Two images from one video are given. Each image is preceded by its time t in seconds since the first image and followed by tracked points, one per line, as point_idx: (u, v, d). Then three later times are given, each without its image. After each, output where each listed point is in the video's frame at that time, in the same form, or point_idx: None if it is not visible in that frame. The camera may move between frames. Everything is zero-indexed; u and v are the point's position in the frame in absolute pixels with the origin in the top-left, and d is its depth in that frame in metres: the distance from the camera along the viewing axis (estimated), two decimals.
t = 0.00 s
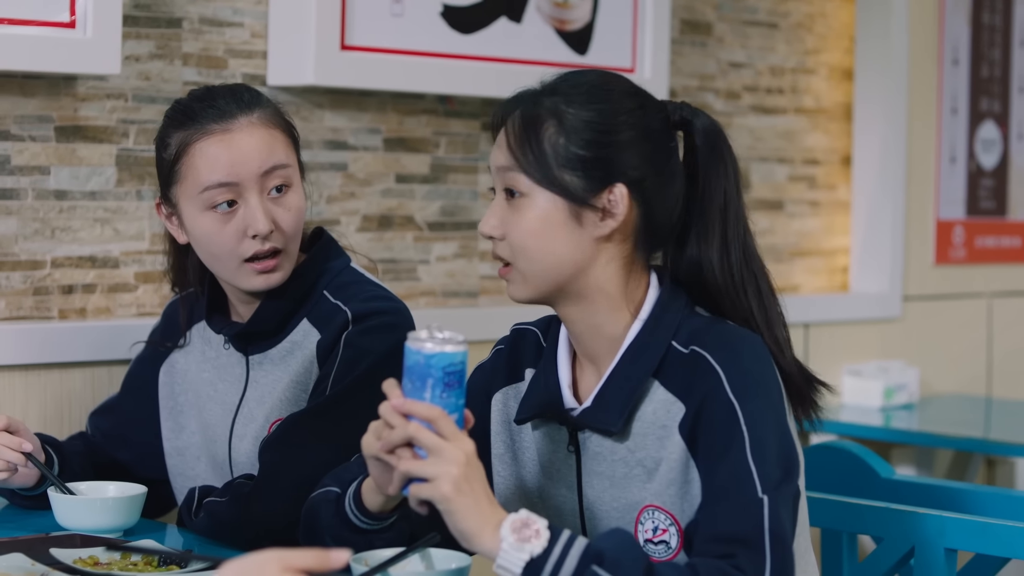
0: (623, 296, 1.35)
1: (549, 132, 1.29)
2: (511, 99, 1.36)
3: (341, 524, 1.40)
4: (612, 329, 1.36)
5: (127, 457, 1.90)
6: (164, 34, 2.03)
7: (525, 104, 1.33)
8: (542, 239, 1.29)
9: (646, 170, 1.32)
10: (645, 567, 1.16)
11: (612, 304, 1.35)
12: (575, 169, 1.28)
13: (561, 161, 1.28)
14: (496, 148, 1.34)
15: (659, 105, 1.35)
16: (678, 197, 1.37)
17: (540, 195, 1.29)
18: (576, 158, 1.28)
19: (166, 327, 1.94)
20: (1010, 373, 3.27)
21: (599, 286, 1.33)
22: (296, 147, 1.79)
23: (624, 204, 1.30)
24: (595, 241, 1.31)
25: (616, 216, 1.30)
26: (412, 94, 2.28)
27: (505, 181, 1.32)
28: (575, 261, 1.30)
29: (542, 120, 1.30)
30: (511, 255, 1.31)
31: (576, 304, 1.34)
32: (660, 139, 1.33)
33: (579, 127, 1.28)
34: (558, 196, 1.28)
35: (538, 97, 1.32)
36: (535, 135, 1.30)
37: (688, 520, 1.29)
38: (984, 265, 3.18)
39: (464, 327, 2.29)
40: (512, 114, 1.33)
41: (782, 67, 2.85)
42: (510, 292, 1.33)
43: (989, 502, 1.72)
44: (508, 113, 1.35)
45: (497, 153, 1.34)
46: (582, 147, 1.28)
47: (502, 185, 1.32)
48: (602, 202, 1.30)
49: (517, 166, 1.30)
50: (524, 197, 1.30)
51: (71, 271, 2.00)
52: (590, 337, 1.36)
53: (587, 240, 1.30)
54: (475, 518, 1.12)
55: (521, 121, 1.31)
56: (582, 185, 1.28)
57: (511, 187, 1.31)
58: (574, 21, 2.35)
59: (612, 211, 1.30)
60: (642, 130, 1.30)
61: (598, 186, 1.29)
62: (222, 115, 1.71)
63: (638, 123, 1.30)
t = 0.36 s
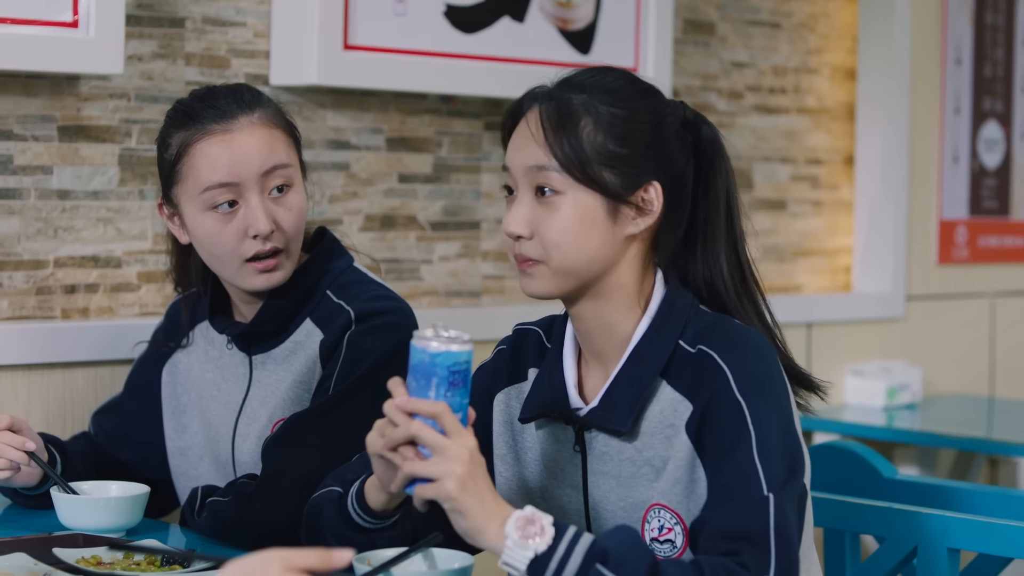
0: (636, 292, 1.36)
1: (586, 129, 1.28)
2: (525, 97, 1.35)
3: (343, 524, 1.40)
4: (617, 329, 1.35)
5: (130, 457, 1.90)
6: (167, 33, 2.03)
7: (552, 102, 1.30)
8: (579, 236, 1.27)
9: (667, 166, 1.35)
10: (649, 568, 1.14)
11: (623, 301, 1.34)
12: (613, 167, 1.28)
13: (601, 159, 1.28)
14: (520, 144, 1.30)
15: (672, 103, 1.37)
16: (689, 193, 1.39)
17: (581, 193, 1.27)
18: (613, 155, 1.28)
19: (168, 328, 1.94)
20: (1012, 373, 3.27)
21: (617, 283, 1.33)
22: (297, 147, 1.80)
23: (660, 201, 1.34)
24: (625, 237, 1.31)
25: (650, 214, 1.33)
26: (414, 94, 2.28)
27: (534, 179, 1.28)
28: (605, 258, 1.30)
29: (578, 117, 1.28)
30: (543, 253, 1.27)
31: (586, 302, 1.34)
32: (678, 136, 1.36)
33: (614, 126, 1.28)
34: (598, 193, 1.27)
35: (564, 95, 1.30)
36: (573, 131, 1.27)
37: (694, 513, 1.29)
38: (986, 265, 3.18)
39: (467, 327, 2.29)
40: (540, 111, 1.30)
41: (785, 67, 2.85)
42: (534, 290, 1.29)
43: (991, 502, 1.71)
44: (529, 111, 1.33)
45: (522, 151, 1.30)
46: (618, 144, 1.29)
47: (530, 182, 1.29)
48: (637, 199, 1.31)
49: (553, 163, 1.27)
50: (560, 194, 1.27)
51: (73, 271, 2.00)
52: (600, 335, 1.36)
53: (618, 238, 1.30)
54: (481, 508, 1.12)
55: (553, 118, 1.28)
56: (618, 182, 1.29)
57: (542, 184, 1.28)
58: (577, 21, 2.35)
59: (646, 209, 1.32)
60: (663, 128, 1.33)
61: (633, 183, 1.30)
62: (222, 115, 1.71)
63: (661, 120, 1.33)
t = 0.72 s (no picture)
0: (637, 289, 1.35)
1: (594, 124, 1.28)
2: (530, 92, 1.34)
3: (342, 521, 1.40)
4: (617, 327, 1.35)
5: (130, 456, 1.90)
6: (168, 33, 2.03)
7: (559, 97, 1.30)
8: (587, 230, 1.27)
9: (671, 164, 1.35)
10: (639, 557, 1.13)
11: (625, 296, 1.34)
12: (620, 163, 1.29)
13: (608, 155, 1.28)
14: (525, 139, 1.30)
15: (675, 101, 1.37)
16: (689, 192, 1.40)
17: (589, 188, 1.27)
18: (620, 151, 1.29)
19: (169, 328, 1.94)
20: (1013, 372, 3.27)
21: (620, 279, 1.33)
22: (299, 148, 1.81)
23: (665, 197, 1.34)
24: (630, 233, 1.31)
25: (655, 210, 1.33)
26: (415, 94, 2.28)
27: (540, 173, 1.28)
28: (611, 254, 1.30)
29: (586, 113, 1.28)
30: (550, 246, 1.27)
31: (590, 298, 1.34)
32: (681, 134, 1.36)
33: (622, 123, 1.29)
34: (606, 188, 1.28)
35: (572, 91, 1.30)
36: (581, 126, 1.27)
37: (688, 499, 1.29)
38: (987, 264, 3.17)
39: (467, 326, 2.29)
40: (547, 106, 1.30)
41: (785, 66, 2.85)
42: (539, 285, 1.28)
43: (992, 502, 1.71)
44: (535, 105, 1.32)
45: (527, 144, 1.29)
46: (625, 140, 1.29)
47: (536, 176, 1.28)
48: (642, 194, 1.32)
49: (561, 157, 1.27)
50: (567, 188, 1.27)
51: (74, 270, 2.00)
52: (601, 330, 1.36)
53: (624, 234, 1.30)
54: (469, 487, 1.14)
55: (561, 112, 1.28)
56: (625, 178, 1.29)
57: (549, 178, 1.27)
58: (577, 20, 2.35)
59: (651, 205, 1.33)
60: (668, 125, 1.34)
61: (639, 179, 1.30)
62: (221, 115, 1.71)
63: (666, 118, 1.33)
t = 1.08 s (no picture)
0: (632, 287, 1.35)
1: (594, 122, 1.28)
2: (528, 90, 1.35)
3: (339, 508, 1.40)
4: (611, 326, 1.35)
5: (131, 455, 1.90)
6: (168, 31, 2.03)
7: (559, 94, 1.30)
8: (586, 229, 1.27)
9: (668, 164, 1.35)
10: (618, 530, 1.13)
11: (622, 295, 1.34)
12: (619, 162, 1.29)
13: (607, 154, 1.28)
14: (524, 136, 1.29)
15: (671, 101, 1.38)
16: (683, 192, 1.40)
17: (589, 186, 1.27)
18: (619, 150, 1.29)
19: (169, 327, 1.94)
20: (1014, 371, 3.27)
21: (618, 278, 1.33)
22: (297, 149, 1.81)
23: (663, 197, 1.34)
24: (627, 232, 1.32)
25: (653, 209, 1.34)
26: (416, 92, 2.28)
27: (539, 170, 1.28)
28: (609, 253, 1.30)
29: (586, 111, 1.28)
30: (548, 245, 1.27)
31: (589, 298, 1.34)
32: (678, 134, 1.37)
33: (620, 122, 1.29)
34: (605, 187, 1.28)
35: (573, 89, 1.30)
36: (582, 124, 1.27)
37: (674, 485, 1.28)
38: (988, 263, 3.17)
39: (468, 325, 2.29)
40: (547, 103, 1.30)
41: (786, 65, 2.85)
42: (537, 284, 1.28)
43: (996, 501, 1.71)
44: (534, 102, 1.32)
45: (527, 141, 1.29)
46: (625, 139, 1.29)
47: (535, 174, 1.28)
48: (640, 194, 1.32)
49: (560, 154, 1.27)
50: (566, 186, 1.27)
51: (75, 269, 2.00)
52: (599, 329, 1.36)
53: (622, 233, 1.31)
54: (451, 452, 1.14)
55: (562, 109, 1.28)
56: (624, 176, 1.29)
57: (548, 176, 1.27)
58: (578, 19, 2.35)
59: (649, 203, 1.33)
60: (666, 125, 1.34)
61: (637, 178, 1.31)
62: (218, 113, 1.71)
63: (664, 117, 1.34)
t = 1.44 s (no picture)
0: (637, 289, 1.35)
1: (602, 123, 1.28)
2: (537, 88, 1.35)
3: (344, 500, 1.40)
4: (611, 327, 1.35)
5: (134, 455, 1.90)
6: (170, 31, 2.03)
7: (567, 94, 1.30)
8: (593, 230, 1.27)
9: (677, 165, 1.35)
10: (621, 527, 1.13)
11: (627, 297, 1.34)
12: (627, 163, 1.29)
13: (616, 155, 1.28)
14: (532, 136, 1.30)
15: (681, 100, 1.37)
16: (692, 193, 1.40)
17: (597, 187, 1.27)
18: (627, 151, 1.29)
19: (169, 326, 1.93)
20: (1015, 371, 3.27)
21: (623, 281, 1.33)
22: (299, 150, 1.79)
23: (671, 199, 1.34)
24: (636, 234, 1.32)
25: (660, 211, 1.33)
26: (417, 92, 2.27)
27: (546, 172, 1.28)
28: (615, 254, 1.29)
29: (594, 111, 1.28)
30: (554, 246, 1.27)
31: (593, 299, 1.33)
32: (687, 135, 1.37)
33: (630, 122, 1.29)
34: (612, 188, 1.28)
35: (581, 89, 1.30)
36: (589, 125, 1.28)
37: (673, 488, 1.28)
38: (990, 263, 3.17)
39: (469, 325, 2.29)
40: (555, 103, 1.30)
41: (788, 65, 2.85)
42: (542, 284, 1.28)
43: (998, 501, 1.71)
44: (542, 102, 1.32)
45: (535, 142, 1.29)
46: (632, 140, 1.29)
47: (542, 175, 1.28)
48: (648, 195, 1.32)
49: (568, 156, 1.27)
50: (573, 187, 1.27)
51: (76, 269, 2.00)
52: (601, 331, 1.36)
53: (629, 235, 1.30)
54: (464, 430, 1.16)
55: (569, 110, 1.28)
56: (632, 177, 1.29)
57: (555, 177, 1.27)
58: (580, 18, 2.35)
59: (657, 205, 1.33)
60: (675, 126, 1.34)
61: (646, 180, 1.31)
62: (205, 110, 1.71)
63: (674, 118, 1.34)
